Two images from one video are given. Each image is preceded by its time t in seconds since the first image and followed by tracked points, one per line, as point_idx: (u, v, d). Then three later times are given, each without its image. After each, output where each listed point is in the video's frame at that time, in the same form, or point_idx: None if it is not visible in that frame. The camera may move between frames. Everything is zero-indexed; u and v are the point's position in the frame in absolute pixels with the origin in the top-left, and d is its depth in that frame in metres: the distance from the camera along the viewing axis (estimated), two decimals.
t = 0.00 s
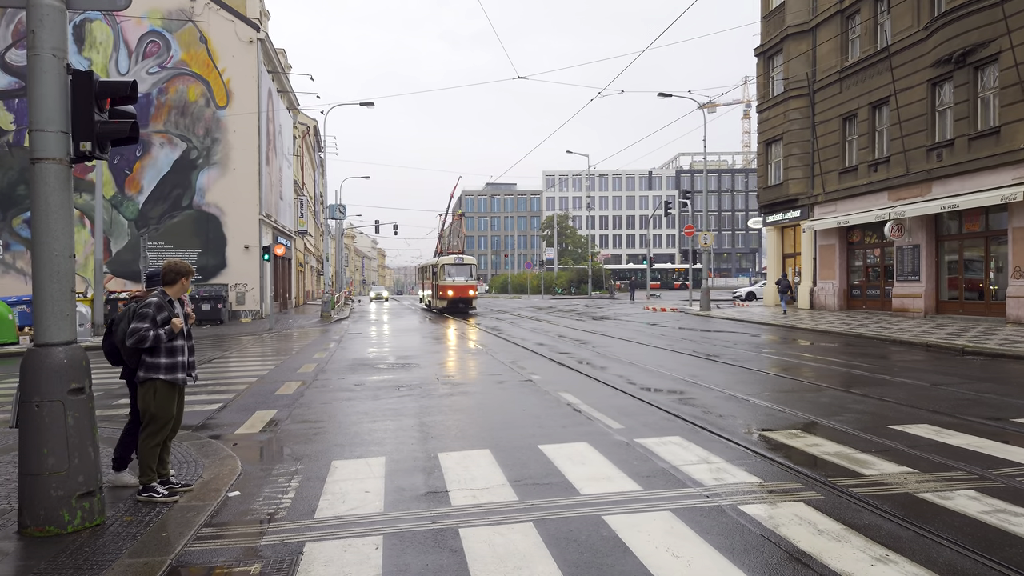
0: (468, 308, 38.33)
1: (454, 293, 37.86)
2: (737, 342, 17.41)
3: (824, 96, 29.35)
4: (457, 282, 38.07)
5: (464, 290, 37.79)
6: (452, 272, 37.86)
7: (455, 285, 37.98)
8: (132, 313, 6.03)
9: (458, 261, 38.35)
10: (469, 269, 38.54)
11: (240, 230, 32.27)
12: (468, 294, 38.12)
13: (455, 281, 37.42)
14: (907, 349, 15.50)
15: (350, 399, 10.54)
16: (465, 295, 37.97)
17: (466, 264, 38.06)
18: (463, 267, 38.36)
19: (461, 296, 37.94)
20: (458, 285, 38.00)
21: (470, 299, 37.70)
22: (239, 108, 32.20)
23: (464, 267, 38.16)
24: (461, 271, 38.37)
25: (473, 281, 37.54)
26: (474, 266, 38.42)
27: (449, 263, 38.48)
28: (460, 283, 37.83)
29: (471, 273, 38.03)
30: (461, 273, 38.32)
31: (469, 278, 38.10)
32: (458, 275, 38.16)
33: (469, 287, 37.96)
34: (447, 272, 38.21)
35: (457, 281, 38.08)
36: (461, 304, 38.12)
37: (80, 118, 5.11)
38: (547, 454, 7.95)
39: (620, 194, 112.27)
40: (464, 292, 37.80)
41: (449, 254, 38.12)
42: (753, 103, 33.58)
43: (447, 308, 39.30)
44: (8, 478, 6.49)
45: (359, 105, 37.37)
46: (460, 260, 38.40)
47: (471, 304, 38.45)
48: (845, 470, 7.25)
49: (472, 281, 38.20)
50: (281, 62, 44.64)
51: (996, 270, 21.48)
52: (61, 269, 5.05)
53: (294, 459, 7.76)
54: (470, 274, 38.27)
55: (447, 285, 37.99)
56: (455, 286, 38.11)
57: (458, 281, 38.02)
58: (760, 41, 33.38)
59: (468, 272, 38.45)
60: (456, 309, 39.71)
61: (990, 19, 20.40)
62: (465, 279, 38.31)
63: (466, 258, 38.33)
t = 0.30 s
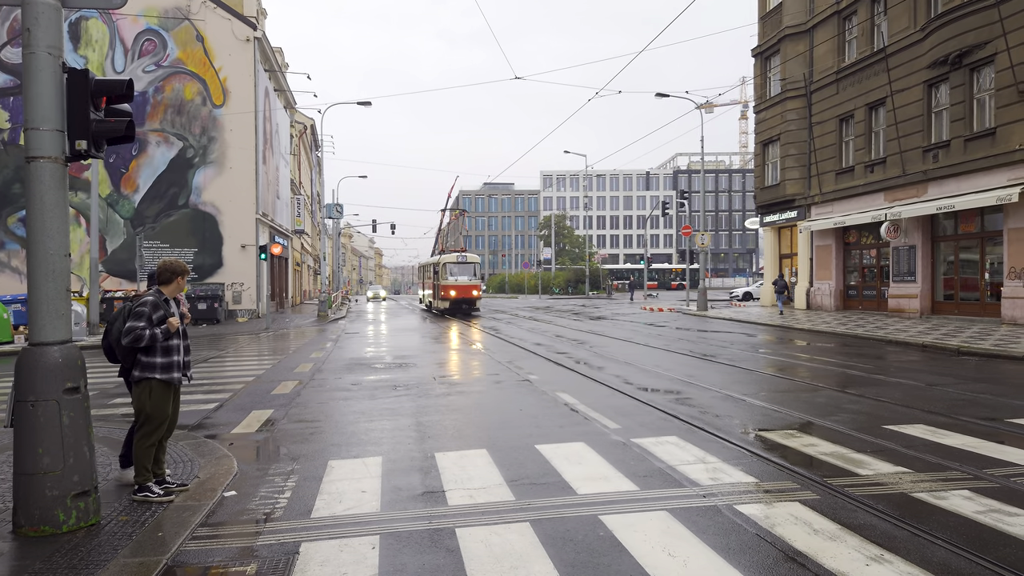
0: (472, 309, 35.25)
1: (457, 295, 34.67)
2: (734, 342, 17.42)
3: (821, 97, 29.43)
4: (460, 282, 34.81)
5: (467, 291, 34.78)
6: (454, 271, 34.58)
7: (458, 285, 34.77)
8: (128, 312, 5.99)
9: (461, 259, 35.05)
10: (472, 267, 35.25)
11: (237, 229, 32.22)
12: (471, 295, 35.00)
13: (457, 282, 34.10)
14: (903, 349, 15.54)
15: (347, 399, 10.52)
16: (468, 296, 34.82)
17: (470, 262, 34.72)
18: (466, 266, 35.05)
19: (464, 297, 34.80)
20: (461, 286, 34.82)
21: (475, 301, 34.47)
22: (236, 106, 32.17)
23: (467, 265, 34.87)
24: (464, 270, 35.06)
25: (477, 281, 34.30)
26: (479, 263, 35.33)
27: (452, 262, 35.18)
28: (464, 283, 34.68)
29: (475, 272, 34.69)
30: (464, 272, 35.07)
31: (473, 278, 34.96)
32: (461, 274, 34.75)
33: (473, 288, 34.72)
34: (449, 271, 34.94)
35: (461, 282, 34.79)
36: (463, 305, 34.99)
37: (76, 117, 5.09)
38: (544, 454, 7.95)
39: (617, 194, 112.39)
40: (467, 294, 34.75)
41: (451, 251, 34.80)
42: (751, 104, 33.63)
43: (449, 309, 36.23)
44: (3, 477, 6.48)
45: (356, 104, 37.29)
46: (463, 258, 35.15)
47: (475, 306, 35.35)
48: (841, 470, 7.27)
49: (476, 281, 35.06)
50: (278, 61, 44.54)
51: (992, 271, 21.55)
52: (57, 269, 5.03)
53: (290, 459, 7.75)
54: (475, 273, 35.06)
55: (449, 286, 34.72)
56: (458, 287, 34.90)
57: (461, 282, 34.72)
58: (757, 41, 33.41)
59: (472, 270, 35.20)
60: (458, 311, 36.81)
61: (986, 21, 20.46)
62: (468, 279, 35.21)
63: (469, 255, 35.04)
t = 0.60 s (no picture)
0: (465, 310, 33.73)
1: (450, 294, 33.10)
2: (719, 341, 17.52)
3: (806, 97, 29.66)
4: (453, 282, 33.32)
5: (461, 291, 33.24)
6: (447, 270, 33.15)
7: (451, 285, 33.23)
8: (110, 313, 5.91)
9: (454, 257, 33.73)
10: (466, 266, 33.89)
11: (222, 229, 31.95)
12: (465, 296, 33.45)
13: (451, 281, 32.64)
14: (885, 348, 15.71)
15: (332, 399, 10.46)
16: (461, 296, 33.29)
17: (464, 260, 33.44)
18: (459, 264, 33.65)
19: (457, 298, 33.24)
20: (455, 285, 33.29)
21: (468, 301, 33.02)
22: (220, 105, 31.91)
23: (461, 264, 33.49)
24: (457, 270, 33.59)
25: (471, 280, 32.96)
26: (473, 262, 33.95)
27: (445, 260, 33.66)
28: (457, 283, 33.15)
29: (469, 271, 33.40)
30: (457, 271, 33.54)
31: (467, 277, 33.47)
32: (455, 273, 33.30)
33: (467, 288, 33.30)
34: (442, 269, 33.44)
35: (454, 281, 33.24)
36: (456, 306, 33.44)
37: (57, 115, 5.02)
38: (531, 454, 7.94)
39: (604, 193, 112.85)
40: (460, 293, 33.19)
41: (445, 249, 33.49)
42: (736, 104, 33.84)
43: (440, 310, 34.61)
44: None
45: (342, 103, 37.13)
46: (457, 256, 33.72)
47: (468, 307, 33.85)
48: (825, 467, 7.33)
49: (470, 281, 33.58)
50: (262, 59, 44.20)
51: (973, 271, 21.82)
52: (38, 269, 4.97)
53: (276, 460, 7.69)
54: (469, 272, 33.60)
55: (442, 285, 33.16)
56: (451, 286, 33.38)
57: (455, 281, 33.18)
58: (742, 42, 33.61)
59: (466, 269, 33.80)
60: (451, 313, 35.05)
61: (966, 23, 20.73)
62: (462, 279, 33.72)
63: (463, 254, 33.76)
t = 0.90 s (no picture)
0: (458, 313, 31.62)
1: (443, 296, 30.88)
2: (704, 340, 17.57)
3: (790, 99, 29.90)
4: (446, 282, 31.10)
5: (455, 292, 31.09)
6: (439, 269, 30.91)
7: (445, 286, 30.98)
8: (90, 313, 5.83)
9: (447, 256, 31.60)
10: (459, 265, 31.82)
11: (204, 228, 31.67)
12: (459, 297, 31.26)
13: (443, 281, 30.45)
14: (868, 347, 15.85)
15: (316, 400, 10.39)
16: (455, 297, 31.14)
17: (457, 259, 31.35)
18: (453, 263, 31.50)
19: (451, 299, 31.08)
20: (448, 286, 31.10)
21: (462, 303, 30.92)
22: (203, 103, 31.61)
23: (454, 263, 31.35)
24: (451, 269, 31.39)
25: (465, 280, 30.86)
26: (467, 261, 31.83)
27: (438, 259, 31.41)
28: (451, 283, 30.96)
29: (463, 270, 31.34)
30: (450, 271, 31.32)
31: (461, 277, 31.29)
32: (447, 273, 31.11)
33: (460, 288, 31.29)
34: (435, 269, 31.19)
35: (448, 281, 31.01)
36: (450, 308, 31.22)
37: (35, 112, 4.94)
38: (517, 454, 7.93)
39: (590, 193, 113.20)
40: (454, 295, 31.03)
41: (437, 246, 31.35)
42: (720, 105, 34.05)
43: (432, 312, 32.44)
44: None
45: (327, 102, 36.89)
46: (450, 255, 31.49)
47: (462, 309, 31.78)
48: (809, 466, 7.39)
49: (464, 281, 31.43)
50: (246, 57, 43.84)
51: (953, 271, 22.11)
52: (16, 269, 4.89)
53: (259, 461, 7.62)
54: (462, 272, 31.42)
55: (434, 286, 30.96)
56: (444, 287, 31.19)
57: (448, 282, 30.96)
58: (726, 44, 33.80)
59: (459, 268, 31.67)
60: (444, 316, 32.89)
61: (947, 26, 21.00)
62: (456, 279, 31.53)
63: (456, 252, 31.69)
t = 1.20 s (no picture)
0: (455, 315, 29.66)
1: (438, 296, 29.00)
2: (690, 340, 17.61)
3: (776, 99, 30.09)
4: (441, 281, 29.27)
5: (451, 292, 29.26)
6: (433, 268, 29.04)
7: (439, 285, 29.12)
8: (75, 312, 5.76)
9: (442, 253, 29.56)
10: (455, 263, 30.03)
11: (189, 228, 31.46)
12: (455, 297, 29.36)
13: (437, 281, 28.63)
14: (852, 346, 15.98)
15: (302, 400, 10.32)
16: (451, 298, 29.24)
17: (453, 257, 29.45)
18: (447, 261, 29.61)
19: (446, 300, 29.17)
20: (443, 286, 29.20)
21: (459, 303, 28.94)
22: (187, 102, 31.37)
23: (449, 261, 29.47)
24: (446, 268, 29.53)
25: (462, 279, 29.05)
26: (463, 259, 29.97)
27: (432, 257, 29.51)
28: (446, 282, 29.11)
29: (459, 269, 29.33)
30: (445, 270, 29.49)
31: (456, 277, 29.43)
32: (442, 272, 29.29)
33: (457, 288, 29.21)
34: (429, 267, 29.30)
35: (442, 280, 29.18)
36: (446, 310, 29.29)
37: (15, 110, 4.87)
38: (503, 454, 7.92)
39: (577, 193, 113.50)
40: (450, 295, 29.18)
41: (431, 244, 29.42)
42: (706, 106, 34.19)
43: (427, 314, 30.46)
44: None
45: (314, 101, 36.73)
46: (445, 253, 29.62)
47: (459, 311, 29.85)
48: (794, 465, 7.42)
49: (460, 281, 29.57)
50: (231, 56, 43.53)
51: (936, 271, 22.32)
52: None
53: (244, 463, 7.56)
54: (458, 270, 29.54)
55: (429, 285, 29.07)
56: (439, 287, 29.32)
57: (443, 281, 29.11)
58: (713, 44, 33.93)
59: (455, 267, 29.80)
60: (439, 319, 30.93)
61: (930, 28, 21.23)
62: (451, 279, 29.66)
63: (452, 249, 29.81)
